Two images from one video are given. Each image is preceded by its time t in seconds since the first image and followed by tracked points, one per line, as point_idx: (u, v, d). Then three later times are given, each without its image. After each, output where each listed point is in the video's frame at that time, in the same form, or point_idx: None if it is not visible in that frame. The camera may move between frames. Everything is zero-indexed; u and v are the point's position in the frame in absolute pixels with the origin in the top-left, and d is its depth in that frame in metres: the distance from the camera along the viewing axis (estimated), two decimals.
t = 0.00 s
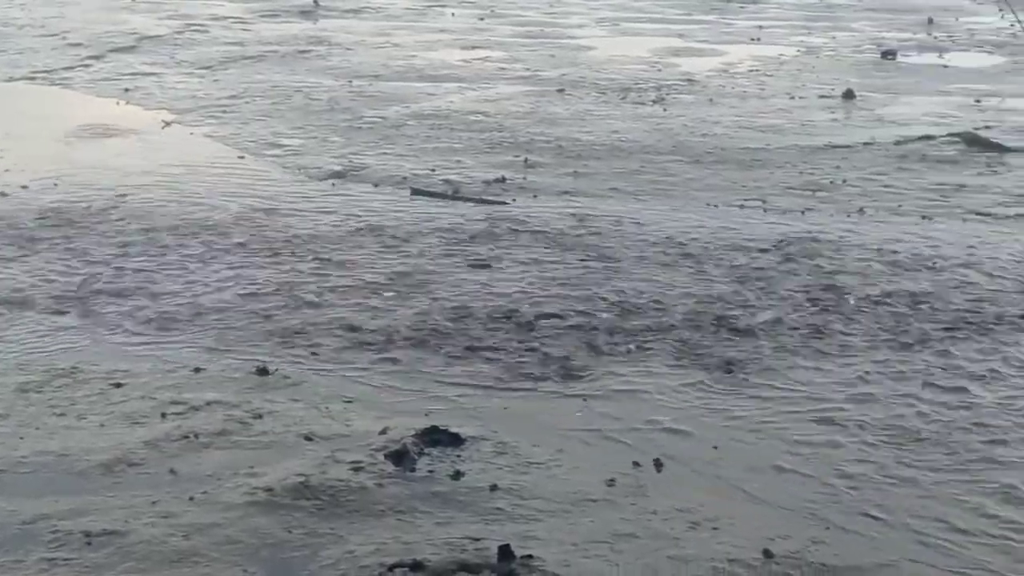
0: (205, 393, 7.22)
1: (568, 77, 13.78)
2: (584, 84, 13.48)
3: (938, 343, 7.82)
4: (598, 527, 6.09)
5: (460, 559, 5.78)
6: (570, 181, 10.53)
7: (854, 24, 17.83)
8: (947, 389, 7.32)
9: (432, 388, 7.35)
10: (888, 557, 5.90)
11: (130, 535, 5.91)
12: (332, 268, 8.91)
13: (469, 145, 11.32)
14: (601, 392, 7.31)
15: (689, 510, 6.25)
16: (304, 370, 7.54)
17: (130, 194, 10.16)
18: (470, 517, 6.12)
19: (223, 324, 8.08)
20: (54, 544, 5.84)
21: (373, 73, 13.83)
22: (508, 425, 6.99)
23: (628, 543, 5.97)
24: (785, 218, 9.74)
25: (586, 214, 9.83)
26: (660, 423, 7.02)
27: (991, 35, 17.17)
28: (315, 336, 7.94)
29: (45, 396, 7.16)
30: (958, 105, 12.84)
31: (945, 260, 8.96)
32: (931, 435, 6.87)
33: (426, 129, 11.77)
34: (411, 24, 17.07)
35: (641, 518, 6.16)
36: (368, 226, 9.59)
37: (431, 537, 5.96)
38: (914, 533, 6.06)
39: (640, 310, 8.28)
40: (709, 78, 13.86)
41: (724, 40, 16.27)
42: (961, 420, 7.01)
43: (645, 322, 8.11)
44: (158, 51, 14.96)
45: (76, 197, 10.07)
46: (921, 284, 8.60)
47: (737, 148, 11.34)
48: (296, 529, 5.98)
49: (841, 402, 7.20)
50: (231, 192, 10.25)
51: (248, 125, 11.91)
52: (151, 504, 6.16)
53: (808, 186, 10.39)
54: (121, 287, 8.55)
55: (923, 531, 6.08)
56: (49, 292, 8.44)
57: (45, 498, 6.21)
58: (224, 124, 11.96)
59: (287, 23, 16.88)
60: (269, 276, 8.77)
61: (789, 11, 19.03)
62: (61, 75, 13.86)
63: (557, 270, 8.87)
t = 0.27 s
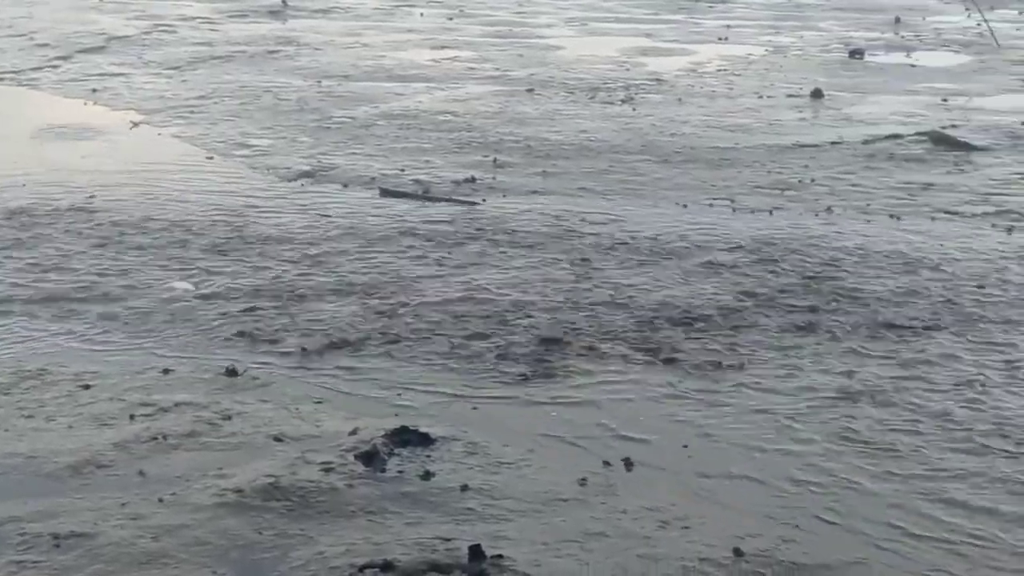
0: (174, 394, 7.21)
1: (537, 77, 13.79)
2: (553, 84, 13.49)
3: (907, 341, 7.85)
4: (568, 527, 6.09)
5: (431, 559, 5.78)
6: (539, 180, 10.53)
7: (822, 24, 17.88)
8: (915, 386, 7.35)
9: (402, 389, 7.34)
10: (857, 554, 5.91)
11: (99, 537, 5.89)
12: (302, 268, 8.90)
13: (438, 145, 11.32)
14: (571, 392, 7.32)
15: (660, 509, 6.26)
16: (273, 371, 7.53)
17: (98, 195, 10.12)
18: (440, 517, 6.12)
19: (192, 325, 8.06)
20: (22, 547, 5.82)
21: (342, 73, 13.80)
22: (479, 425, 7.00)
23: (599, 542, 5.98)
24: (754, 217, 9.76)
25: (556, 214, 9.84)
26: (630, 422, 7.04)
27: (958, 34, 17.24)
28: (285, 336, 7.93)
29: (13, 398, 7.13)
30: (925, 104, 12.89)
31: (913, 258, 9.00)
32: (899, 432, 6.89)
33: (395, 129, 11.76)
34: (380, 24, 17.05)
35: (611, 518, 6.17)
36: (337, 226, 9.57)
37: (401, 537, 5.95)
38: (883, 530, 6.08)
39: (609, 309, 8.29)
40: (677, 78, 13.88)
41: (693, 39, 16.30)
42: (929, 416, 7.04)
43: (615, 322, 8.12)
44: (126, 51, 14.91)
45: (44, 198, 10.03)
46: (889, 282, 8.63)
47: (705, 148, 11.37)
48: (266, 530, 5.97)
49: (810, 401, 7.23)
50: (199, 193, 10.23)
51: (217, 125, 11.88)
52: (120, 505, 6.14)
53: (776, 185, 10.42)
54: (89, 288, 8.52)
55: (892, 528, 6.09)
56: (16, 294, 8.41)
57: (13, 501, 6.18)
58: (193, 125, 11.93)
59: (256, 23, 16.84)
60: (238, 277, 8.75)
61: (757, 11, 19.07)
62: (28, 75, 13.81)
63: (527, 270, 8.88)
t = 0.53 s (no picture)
0: (144, 396, 7.18)
1: (507, 77, 13.80)
2: (523, 83, 13.50)
3: (877, 339, 7.88)
4: (540, 526, 6.10)
5: (402, 560, 5.77)
6: (509, 180, 10.53)
7: (791, 24, 17.93)
8: (885, 383, 7.37)
9: (373, 389, 7.34)
10: (827, 553, 5.92)
11: (69, 540, 5.87)
12: (272, 269, 8.88)
13: (408, 146, 11.31)
14: (542, 392, 7.33)
15: (631, 508, 6.27)
16: (244, 372, 7.51)
17: (67, 197, 10.09)
18: (411, 518, 6.11)
19: (162, 327, 8.03)
20: None
21: (312, 74, 13.78)
22: (450, 425, 7.00)
23: (571, 542, 5.98)
24: (724, 216, 9.78)
25: (527, 213, 9.84)
26: (601, 421, 7.05)
27: (927, 34, 17.32)
28: (255, 338, 7.91)
29: None
30: (894, 103, 12.93)
31: (883, 256, 9.04)
32: (869, 430, 6.91)
33: (365, 129, 11.75)
34: (350, 25, 17.04)
35: (583, 517, 6.18)
36: (308, 227, 9.56)
37: (373, 538, 5.95)
38: (854, 528, 6.08)
39: (580, 309, 8.30)
40: (647, 78, 13.90)
41: (663, 39, 16.33)
42: (899, 414, 7.06)
43: (586, 321, 8.13)
44: (95, 52, 14.86)
45: (13, 200, 10.00)
46: (860, 281, 8.66)
47: (675, 147, 11.39)
48: (236, 532, 5.96)
49: (781, 398, 7.24)
50: (169, 194, 10.20)
51: (187, 126, 11.85)
52: (90, 508, 6.12)
53: (746, 185, 10.44)
54: (59, 290, 8.48)
55: (862, 526, 6.10)
56: None
57: None
58: (162, 126, 11.90)
59: (226, 24, 16.80)
60: (208, 278, 8.73)
61: (727, 11, 19.12)
62: None
63: (498, 269, 8.89)
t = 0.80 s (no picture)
0: (103, 399, 7.15)
1: (466, 77, 13.79)
2: (482, 84, 13.50)
3: (837, 338, 7.92)
4: (501, 527, 6.10)
5: (363, 562, 5.76)
6: (469, 181, 10.53)
7: (749, 24, 17.99)
8: (845, 383, 7.40)
9: (334, 391, 7.32)
10: (787, 551, 5.93)
11: (28, 544, 5.83)
12: (232, 271, 8.85)
13: (368, 147, 11.29)
14: (503, 392, 7.33)
15: (592, 508, 6.27)
16: (204, 375, 7.49)
17: (24, 198, 10.03)
18: (372, 520, 6.10)
19: (121, 329, 8.00)
20: None
21: (271, 74, 13.74)
22: (411, 426, 6.99)
23: (532, 542, 5.98)
24: (684, 216, 9.81)
25: (487, 214, 9.84)
26: (561, 422, 7.05)
27: (884, 33, 17.41)
28: (215, 340, 7.88)
29: None
30: (852, 103, 12.99)
31: (842, 256, 9.07)
32: (829, 428, 6.94)
33: (325, 130, 11.73)
34: (309, 25, 17.00)
35: (544, 518, 6.18)
36: (268, 228, 9.53)
37: (333, 540, 5.93)
38: (814, 527, 6.10)
39: (540, 309, 8.31)
40: (607, 78, 13.92)
41: (622, 39, 16.35)
42: (859, 412, 7.09)
43: (546, 321, 8.14)
44: (52, 53, 14.78)
45: None
46: (819, 280, 8.70)
47: (635, 147, 11.41)
48: (197, 535, 5.94)
49: (741, 398, 7.27)
50: (127, 195, 10.16)
51: (145, 128, 11.80)
52: (49, 512, 6.09)
53: (705, 185, 10.47)
54: (16, 293, 8.44)
55: (823, 524, 6.12)
56: None
57: None
58: (121, 127, 11.85)
59: (184, 24, 16.74)
60: (167, 280, 8.69)
61: (685, 11, 19.17)
62: None
63: (458, 270, 8.88)
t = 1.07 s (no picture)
0: (70, 403, 7.12)
1: (434, 78, 13.79)
2: (450, 85, 13.50)
3: (805, 337, 7.94)
4: (469, 529, 6.09)
5: (332, 564, 5.75)
6: (437, 182, 10.52)
7: (716, 24, 18.03)
8: (813, 381, 7.42)
9: (302, 393, 7.31)
10: (755, 550, 5.93)
11: None
12: (199, 273, 8.82)
13: (335, 148, 11.28)
14: (471, 394, 7.32)
15: (561, 509, 6.27)
16: (171, 377, 7.46)
17: None
18: (340, 522, 6.09)
19: (87, 332, 7.96)
20: None
21: (238, 76, 13.72)
22: (380, 428, 6.98)
23: (501, 543, 5.98)
24: (651, 216, 9.82)
25: (454, 215, 9.83)
26: (530, 422, 7.05)
27: (850, 34, 17.46)
28: (182, 343, 7.86)
29: None
30: (818, 103, 13.03)
31: (810, 256, 9.09)
32: (797, 427, 6.95)
33: (292, 131, 11.71)
34: (276, 27, 16.97)
35: (513, 519, 6.17)
36: (235, 230, 9.51)
37: (302, 542, 5.92)
38: (782, 525, 6.11)
39: (508, 310, 8.30)
40: (574, 79, 13.94)
41: (589, 40, 16.38)
42: (827, 411, 7.11)
43: (514, 322, 8.14)
44: (17, 56, 14.72)
45: None
46: (786, 280, 8.72)
47: (603, 148, 11.42)
48: (165, 538, 5.92)
49: (710, 397, 7.27)
50: (93, 198, 10.12)
51: (110, 130, 11.76)
52: (15, 517, 6.06)
53: (673, 185, 10.49)
54: None
55: (791, 522, 6.12)
56: None
57: None
58: (87, 129, 11.80)
59: (150, 26, 16.70)
60: (134, 283, 8.66)
61: (653, 12, 19.21)
62: None
63: (426, 271, 8.88)
